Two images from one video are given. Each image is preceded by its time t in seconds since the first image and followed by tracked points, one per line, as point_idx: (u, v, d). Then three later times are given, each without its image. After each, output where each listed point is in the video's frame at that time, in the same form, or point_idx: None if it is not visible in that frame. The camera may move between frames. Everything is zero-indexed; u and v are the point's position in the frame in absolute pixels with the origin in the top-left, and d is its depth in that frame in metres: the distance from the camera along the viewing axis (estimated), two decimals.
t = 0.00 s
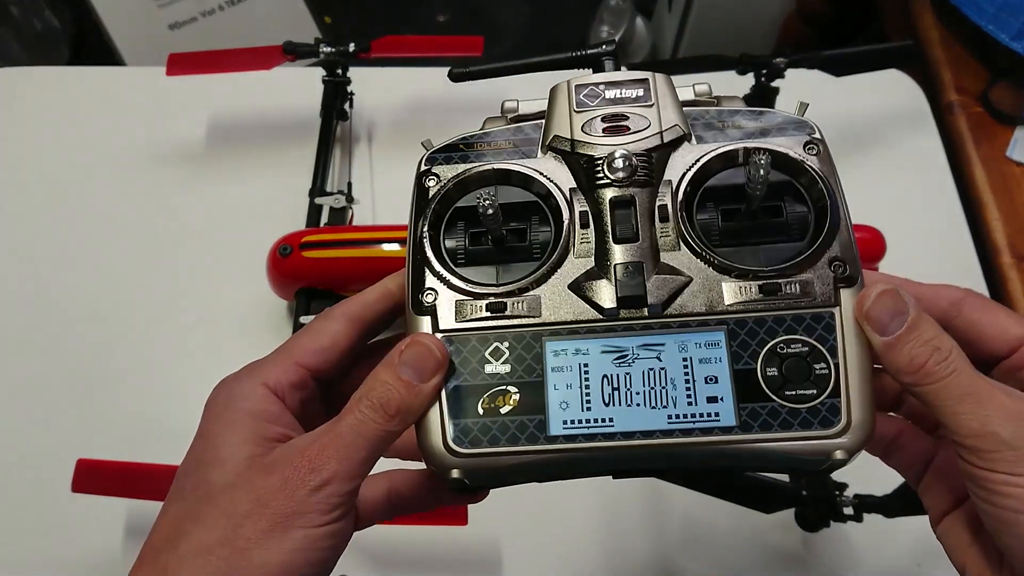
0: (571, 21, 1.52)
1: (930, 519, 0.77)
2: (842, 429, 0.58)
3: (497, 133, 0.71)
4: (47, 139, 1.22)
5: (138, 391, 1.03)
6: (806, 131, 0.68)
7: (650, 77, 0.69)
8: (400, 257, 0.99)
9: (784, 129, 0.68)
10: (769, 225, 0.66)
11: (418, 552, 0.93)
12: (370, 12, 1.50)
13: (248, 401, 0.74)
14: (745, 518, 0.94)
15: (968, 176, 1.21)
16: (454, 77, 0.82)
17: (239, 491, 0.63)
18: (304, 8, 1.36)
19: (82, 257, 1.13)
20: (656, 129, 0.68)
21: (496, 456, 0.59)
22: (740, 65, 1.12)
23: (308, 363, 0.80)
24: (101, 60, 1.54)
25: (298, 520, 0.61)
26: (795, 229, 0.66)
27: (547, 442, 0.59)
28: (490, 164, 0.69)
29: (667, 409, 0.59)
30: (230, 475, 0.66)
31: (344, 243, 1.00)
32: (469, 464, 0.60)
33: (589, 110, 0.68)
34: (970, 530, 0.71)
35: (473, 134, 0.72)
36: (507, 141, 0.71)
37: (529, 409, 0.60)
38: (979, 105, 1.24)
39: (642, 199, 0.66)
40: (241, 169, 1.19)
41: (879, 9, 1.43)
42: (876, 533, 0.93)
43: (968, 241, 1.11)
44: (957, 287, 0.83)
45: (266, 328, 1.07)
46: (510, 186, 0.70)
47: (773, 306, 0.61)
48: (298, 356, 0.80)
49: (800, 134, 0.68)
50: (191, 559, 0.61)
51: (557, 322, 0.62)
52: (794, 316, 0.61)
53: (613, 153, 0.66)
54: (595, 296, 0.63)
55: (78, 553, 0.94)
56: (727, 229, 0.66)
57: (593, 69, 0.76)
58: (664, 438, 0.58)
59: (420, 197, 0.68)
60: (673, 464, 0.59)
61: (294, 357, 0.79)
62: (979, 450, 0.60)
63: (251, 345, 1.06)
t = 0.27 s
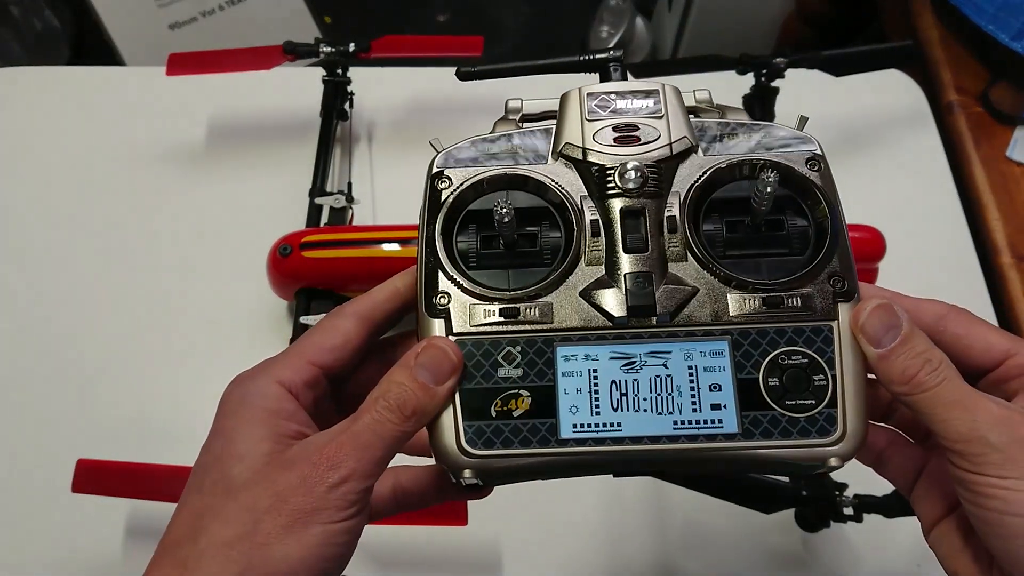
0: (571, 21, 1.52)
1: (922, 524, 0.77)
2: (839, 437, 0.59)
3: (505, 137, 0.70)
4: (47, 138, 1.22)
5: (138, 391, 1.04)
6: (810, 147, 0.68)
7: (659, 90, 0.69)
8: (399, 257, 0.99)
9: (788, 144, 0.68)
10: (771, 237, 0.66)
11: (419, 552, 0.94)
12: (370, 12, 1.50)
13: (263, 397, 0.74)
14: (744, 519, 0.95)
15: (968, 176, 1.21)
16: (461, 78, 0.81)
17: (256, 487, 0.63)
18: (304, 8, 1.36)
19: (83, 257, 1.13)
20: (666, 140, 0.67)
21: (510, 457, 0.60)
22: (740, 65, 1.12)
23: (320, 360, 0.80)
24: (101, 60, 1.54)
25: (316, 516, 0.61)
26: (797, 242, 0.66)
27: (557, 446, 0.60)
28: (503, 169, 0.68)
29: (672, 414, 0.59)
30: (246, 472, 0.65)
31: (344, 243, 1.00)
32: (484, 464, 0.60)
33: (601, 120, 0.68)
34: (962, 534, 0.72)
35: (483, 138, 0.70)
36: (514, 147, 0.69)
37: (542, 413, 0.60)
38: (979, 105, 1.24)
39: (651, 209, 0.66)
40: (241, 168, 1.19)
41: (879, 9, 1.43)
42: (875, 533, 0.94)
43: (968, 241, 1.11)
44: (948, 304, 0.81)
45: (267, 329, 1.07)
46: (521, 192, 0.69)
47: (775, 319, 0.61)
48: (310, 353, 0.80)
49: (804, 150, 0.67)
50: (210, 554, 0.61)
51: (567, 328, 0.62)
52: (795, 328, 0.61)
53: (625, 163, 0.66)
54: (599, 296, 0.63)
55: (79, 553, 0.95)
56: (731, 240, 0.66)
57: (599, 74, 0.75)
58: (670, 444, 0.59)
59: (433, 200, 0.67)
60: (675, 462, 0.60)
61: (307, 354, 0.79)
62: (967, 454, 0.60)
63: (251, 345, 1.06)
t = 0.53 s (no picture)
0: (571, 21, 1.52)
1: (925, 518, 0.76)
2: (841, 430, 0.59)
3: (509, 127, 0.70)
4: (46, 138, 1.21)
5: (137, 391, 1.03)
6: (814, 139, 0.67)
7: (662, 78, 0.69)
8: (399, 257, 0.99)
9: (792, 134, 0.67)
10: (774, 229, 0.66)
11: (418, 552, 0.93)
12: (370, 12, 1.50)
13: (265, 389, 0.74)
14: (746, 518, 0.94)
15: (968, 176, 1.21)
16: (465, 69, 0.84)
17: (258, 477, 0.63)
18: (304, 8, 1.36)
19: (83, 257, 1.13)
20: (669, 131, 0.67)
21: (514, 449, 0.60)
22: (740, 65, 1.12)
23: (323, 352, 0.80)
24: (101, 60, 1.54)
25: (317, 506, 0.61)
26: (800, 233, 0.65)
27: (560, 438, 0.59)
28: (505, 160, 0.68)
29: (675, 407, 0.59)
30: (249, 462, 0.65)
31: (344, 243, 1.00)
32: (487, 456, 0.60)
33: (604, 110, 0.68)
34: (964, 525, 0.71)
35: (485, 128, 0.70)
36: (517, 136, 0.69)
37: (546, 405, 0.60)
38: (979, 105, 1.24)
39: (655, 201, 0.66)
40: (241, 168, 1.19)
41: (879, 9, 1.43)
42: (876, 533, 0.93)
43: (968, 240, 1.11)
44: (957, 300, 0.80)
45: (266, 328, 1.07)
46: (524, 182, 0.69)
47: (779, 310, 0.61)
48: (313, 346, 0.79)
49: (807, 141, 0.67)
50: (211, 542, 0.61)
51: (570, 321, 0.62)
52: (798, 319, 0.61)
53: (627, 155, 0.66)
54: (601, 288, 0.63)
55: (77, 554, 0.94)
56: (735, 232, 0.66)
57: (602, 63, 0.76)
58: (672, 436, 0.59)
59: (435, 192, 0.67)
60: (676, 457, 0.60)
61: (308, 346, 0.79)
62: (971, 446, 0.60)
63: (250, 345, 1.06)
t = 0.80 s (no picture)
0: (571, 20, 1.52)
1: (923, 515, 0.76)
2: (837, 427, 0.59)
3: (506, 124, 0.70)
4: (47, 139, 1.21)
5: (137, 391, 1.03)
6: (810, 133, 0.67)
7: (658, 77, 0.69)
8: (399, 257, 0.99)
9: (789, 130, 0.67)
10: (771, 225, 0.66)
11: (418, 552, 0.93)
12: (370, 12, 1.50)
13: (266, 388, 0.74)
14: (746, 518, 0.94)
15: (968, 176, 1.21)
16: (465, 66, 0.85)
17: (258, 475, 0.63)
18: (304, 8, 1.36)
19: (83, 257, 1.13)
20: (665, 128, 0.67)
21: (512, 449, 0.60)
22: (740, 65, 1.12)
23: (322, 351, 0.80)
24: (101, 60, 1.54)
25: (316, 504, 0.61)
26: (797, 230, 0.66)
27: (557, 436, 0.60)
28: (502, 158, 0.68)
29: (672, 405, 0.60)
30: (249, 461, 0.65)
31: (344, 243, 1.00)
32: (485, 455, 0.60)
33: (601, 108, 0.68)
34: (962, 521, 0.71)
35: (482, 125, 0.70)
36: (516, 133, 0.69)
37: (543, 404, 0.60)
38: (979, 104, 1.24)
39: (651, 198, 0.66)
40: (241, 168, 1.19)
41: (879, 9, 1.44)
42: (876, 533, 0.94)
43: (968, 240, 1.11)
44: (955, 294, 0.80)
45: (267, 328, 1.07)
46: (521, 181, 0.69)
47: (775, 307, 0.61)
48: (312, 344, 0.79)
49: (804, 136, 0.67)
50: (211, 539, 0.61)
51: (568, 320, 0.62)
52: (795, 317, 0.61)
53: (624, 153, 0.66)
54: (597, 287, 0.63)
55: (77, 554, 0.95)
56: (732, 228, 0.66)
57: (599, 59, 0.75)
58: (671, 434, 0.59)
59: (432, 191, 0.67)
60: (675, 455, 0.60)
61: (309, 344, 0.79)
62: (970, 443, 0.60)
63: (250, 345, 1.06)
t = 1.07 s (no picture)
0: (571, 20, 1.52)
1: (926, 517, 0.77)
2: (832, 435, 0.59)
3: (508, 135, 0.70)
4: (47, 139, 1.22)
5: (137, 391, 1.04)
6: (810, 136, 0.67)
7: (656, 82, 0.68)
8: (400, 257, 0.99)
9: (788, 132, 0.67)
10: (769, 231, 0.66)
11: (418, 553, 0.93)
12: (370, 12, 1.50)
13: (275, 392, 0.74)
14: (746, 518, 0.94)
15: (968, 176, 1.21)
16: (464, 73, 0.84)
17: (262, 475, 0.63)
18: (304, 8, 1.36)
19: (83, 258, 1.13)
20: (661, 136, 0.67)
21: (510, 457, 0.61)
22: (740, 65, 1.12)
23: (332, 359, 0.80)
24: (101, 60, 1.54)
25: (317, 504, 0.61)
26: (795, 236, 0.65)
27: (553, 446, 0.60)
28: (502, 169, 0.68)
29: (667, 413, 0.60)
30: (254, 461, 0.66)
31: (344, 243, 1.00)
32: (485, 463, 0.61)
33: (597, 117, 0.68)
34: (964, 526, 0.71)
35: (484, 137, 0.71)
36: (519, 144, 0.70)
37: (539, 413, 0.61)
38: (979, 105, 1.24)
39: (646, 207, 0.66)
40: (241, 169, 1.19)
41: (879, 9, 1.44)
42: (876, 533, 0.94)
43: (968, 241, 1.11)
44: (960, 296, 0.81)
45: (267, 329, 1.07)
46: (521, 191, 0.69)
47: (770, 315, 0.61)
48: (321, 350, 0.79)
49: (803, 139, 0.67)
50: (214, 536, 0.61)
51: (566, 329, 0.63)
52: (790, 324, 0.61)
53: (620, 164, 0.66)
54: (595, 296, 0.63)
55: (78, 553, 0.95)
56: (729, 234, 0.66)
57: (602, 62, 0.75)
58: (665, 443, 0.59)
59: (433, 204, 0.68)
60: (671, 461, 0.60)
61: (318, 351, 0.79)
62: (972, 448, 0.60)
63: (251, 345, 1.06)
